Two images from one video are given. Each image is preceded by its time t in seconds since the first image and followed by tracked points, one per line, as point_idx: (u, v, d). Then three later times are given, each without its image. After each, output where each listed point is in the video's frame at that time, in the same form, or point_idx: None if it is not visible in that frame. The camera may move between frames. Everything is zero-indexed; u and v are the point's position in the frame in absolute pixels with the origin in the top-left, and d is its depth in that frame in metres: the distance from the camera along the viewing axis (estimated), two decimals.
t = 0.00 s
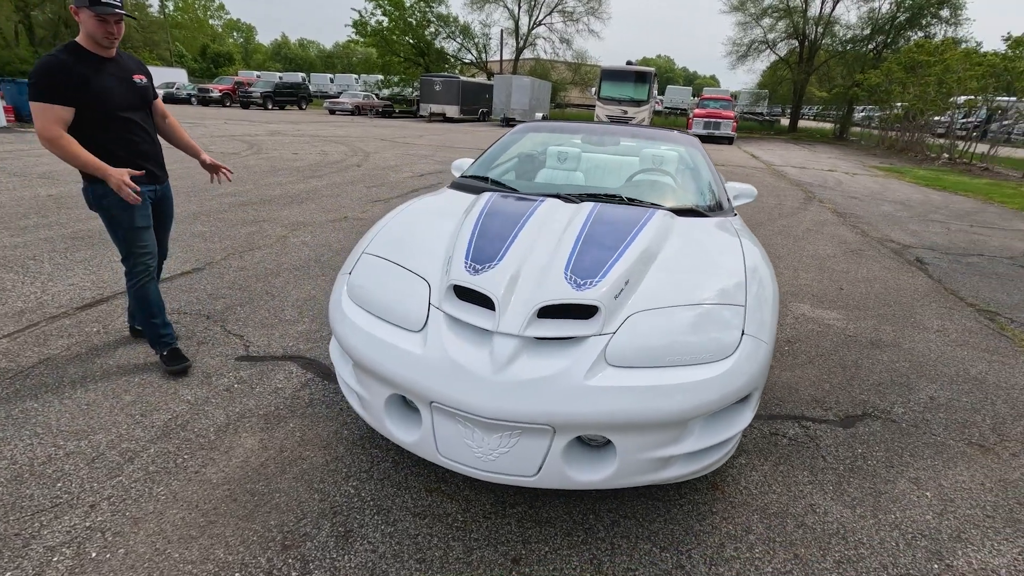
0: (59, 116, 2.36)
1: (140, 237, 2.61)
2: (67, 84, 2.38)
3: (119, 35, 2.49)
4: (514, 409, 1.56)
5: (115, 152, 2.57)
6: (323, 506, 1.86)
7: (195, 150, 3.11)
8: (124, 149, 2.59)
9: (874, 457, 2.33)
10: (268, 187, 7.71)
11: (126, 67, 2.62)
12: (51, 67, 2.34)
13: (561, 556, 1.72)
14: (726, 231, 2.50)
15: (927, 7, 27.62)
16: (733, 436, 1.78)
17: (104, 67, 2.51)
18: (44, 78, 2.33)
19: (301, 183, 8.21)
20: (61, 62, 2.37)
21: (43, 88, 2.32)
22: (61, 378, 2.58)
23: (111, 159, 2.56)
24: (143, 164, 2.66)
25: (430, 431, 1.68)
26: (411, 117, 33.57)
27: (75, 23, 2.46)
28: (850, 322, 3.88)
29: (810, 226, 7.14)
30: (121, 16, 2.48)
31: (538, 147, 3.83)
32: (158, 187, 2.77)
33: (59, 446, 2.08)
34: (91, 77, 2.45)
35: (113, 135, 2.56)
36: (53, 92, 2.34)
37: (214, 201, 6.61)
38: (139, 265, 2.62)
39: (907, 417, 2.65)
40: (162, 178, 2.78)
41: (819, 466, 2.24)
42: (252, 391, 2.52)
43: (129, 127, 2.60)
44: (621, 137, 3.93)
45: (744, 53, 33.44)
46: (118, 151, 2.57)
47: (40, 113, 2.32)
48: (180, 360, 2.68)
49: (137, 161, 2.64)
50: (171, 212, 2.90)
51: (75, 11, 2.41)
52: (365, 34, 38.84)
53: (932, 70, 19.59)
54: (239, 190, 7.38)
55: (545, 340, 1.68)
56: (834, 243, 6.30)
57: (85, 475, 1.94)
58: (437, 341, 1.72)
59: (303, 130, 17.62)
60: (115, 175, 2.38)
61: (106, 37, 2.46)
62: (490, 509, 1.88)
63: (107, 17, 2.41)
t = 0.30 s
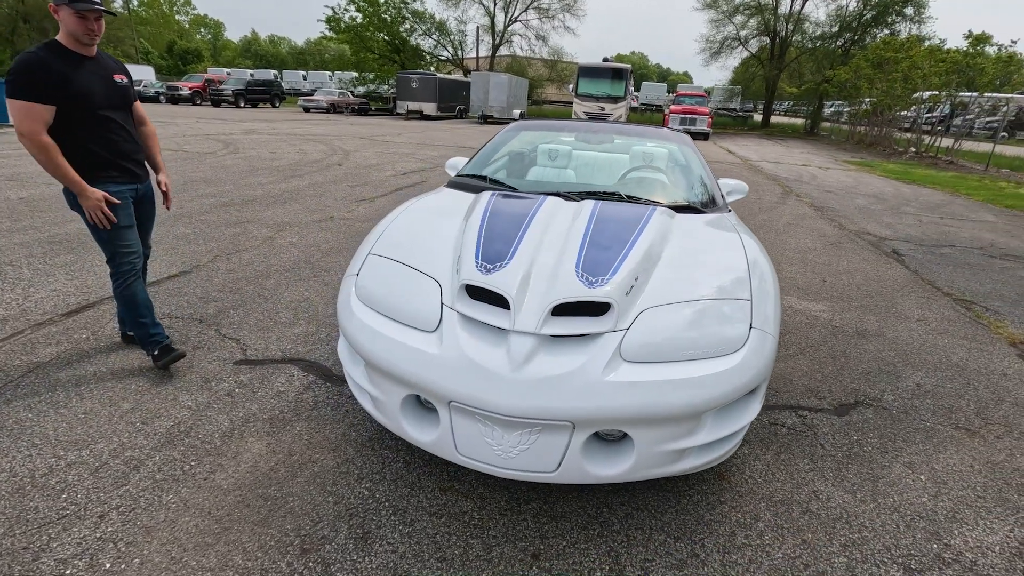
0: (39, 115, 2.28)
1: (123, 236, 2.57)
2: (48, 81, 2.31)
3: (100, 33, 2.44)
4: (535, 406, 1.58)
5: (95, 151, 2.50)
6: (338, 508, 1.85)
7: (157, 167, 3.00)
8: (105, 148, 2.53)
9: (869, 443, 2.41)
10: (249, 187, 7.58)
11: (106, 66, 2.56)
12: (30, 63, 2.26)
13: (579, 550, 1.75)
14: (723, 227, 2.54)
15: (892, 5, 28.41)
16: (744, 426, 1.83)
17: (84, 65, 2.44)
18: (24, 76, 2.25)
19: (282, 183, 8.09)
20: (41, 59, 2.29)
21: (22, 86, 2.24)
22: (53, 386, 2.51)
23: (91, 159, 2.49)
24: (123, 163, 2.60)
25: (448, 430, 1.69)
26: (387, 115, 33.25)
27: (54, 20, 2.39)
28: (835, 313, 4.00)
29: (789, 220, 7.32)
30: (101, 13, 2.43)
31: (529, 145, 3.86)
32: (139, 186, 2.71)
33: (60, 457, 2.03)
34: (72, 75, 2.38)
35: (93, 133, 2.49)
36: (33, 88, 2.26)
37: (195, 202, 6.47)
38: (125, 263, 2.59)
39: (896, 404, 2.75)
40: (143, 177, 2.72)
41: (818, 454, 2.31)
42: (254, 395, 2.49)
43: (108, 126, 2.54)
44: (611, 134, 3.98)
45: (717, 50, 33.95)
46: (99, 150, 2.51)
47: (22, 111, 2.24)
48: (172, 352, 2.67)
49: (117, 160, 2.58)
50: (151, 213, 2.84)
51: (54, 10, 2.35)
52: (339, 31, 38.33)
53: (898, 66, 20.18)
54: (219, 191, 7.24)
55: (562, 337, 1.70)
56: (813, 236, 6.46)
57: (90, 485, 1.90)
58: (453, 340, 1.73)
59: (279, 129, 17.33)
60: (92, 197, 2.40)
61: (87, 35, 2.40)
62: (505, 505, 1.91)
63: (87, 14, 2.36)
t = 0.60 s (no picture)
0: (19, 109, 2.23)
1: (105, 235, 2.51)
2: (32, 76, 2.26)
3: (87, 28, 2.39)
4: (557, 405, 1.58)
5: (77, 147, 2.44)
6: (355, 511, 1.84)
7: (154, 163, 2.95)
8: (87, 145, 2.47)
9: (876, 438, 2.44)
10: (240, 187, 7.49)
11: (94, 63, 2.50)
12: (14, 57, 2.22)
13: (599, 549, 1.75)
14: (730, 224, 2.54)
15: (877, 2, 28.72)
16: (762, 423, 1.83)
17: (72, 61, 2.39)
18: (7, 69, 2.20)
19: (275, 182, 8.00)
20: (25, 53, 2.25)
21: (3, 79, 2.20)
22: (53, 390, 2.46)
23: (73, 154, 2.44)
24: (107, 161, 2.54)
25: (467, 431, 1.68)
26: (376, 113, 33.02)
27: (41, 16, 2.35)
28: (834, 308, 4.04)
29: (783, 216, 7.38)
30: (89, 8, 2.38)
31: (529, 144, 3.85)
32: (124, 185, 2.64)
33: (66, 464, 1.99)
34: (57, 70, 2.33)
35: (76, 129, 2.44)
36: (14, 83, 2.22)
37: (186, 202, 6.38)
38: (106, 264, 2.52)
39: (899, 398, 2.79)
40: (128, 176, 2.66)
41: (827, 448, 2.34)
42: (262, 398, 2.46)
43: (92, 123, 2.48)
44: (610, 132, 3.98)
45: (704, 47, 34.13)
46: (80, 146, 2.45)
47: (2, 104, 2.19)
48: (148, 358, 2.63)
49: (101, 158, 2.52)
50: (139, 213, 2.77)
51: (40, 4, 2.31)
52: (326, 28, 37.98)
53: (884, 63, 20.41)
54: (210, 190, 7.14)
55: (581, 336, 1.70)
56: (807, 232, 6.52)
57: (100, 492, 1.87)
58: (472, 340, 1.72)
59: (267, 127, 17.14)
60: (72, 191, 2.34)
61: (74, 30, 2.35)
62: (522, 505, 1.90)
63: (75, 8, 2.31)
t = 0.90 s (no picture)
0: None
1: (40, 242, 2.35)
2: None
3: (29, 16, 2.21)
4: (573, 408, 1.54)
5: (21, 144, 2.28)
6: (360, 521, 1.77)
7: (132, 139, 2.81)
8: (33, 142, 2.30)
9: (875, 429, 2.46)
10: (216, 185, 7.27)
11: (40, 52, 2.32)
12: None
13: (612, 552, 1.72)
14: (726, 219, 2.51)
15: None
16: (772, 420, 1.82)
17: (13, 51, 2.22)
18: None
19: (251, 180, 7.79)
20: None
21: None
22: (26, 402, 2.32)
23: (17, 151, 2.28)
24: (57, 159, 2.37)
25: (478, 436, 1.63)
26: (351, 109, 32.54)
27: None
28: (822, 301, 4.08)
29: (764, 210, 7.47)
30: None
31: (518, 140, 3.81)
32: (78, 186, 2.46)
33: (47, 480, 1.88)
34: None
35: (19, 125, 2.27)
36: None
37: (160, 201, 6.16)
38: (33, 272, 2.37)
39: (893, 389, 2.82)
40: (84, 176, 2.48)
41: (828, 442, 2.35)
42: (253, 405, 2.37)
43: (39, 118, 2.30)
44: (598, 128, 3.95)
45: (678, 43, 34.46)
46: (24, 143, 2.28)
47: None
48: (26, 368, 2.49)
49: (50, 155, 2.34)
50: (101, 217, 2.60)
51: None
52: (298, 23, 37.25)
53: (853, 60, 20.86)
54: (183, 189, 6.91)
55: (593, 337, 1.66)
56: (789, 226, 6.61)
57: (86, 510, 1.76)
58: (480, 342, 1.66)
59: (239, 123, 16.73)
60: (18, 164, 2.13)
61: (14, 18, 2.17)
62: (532, 510, 1.86)
63: None
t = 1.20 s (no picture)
0: None
1: None
2: None
3: None
4: (583, 415, 1.49)
5: None
6: (361, 536, 1.70)
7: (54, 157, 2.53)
8: None
9: (868, 425, 2.48)
10: (186, 186, 7.03)
11: None
12: None
13: (622, 559, 1.68)
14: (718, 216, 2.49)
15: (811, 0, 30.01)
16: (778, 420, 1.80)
17: None
18: None
19: (224, 180, 7.56)
20: None
21: None
22: None
23: None
24: None
25: (484, 446, 1.58)
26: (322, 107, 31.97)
27: None
28: (807, 296, 4.13)
29: (743, 207, 7.57)
30: None
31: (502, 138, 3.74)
32: None
33: (18, 504, 1.75)
34: None
35: None
36: None
37: (128, 203, 5.92)
38: None
39: (882, 384, 2.86)
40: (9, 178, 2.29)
41: (825, 438, 2.36)
42: (239, 416, 2.26)
43: None
44: (582, 125, 3.91)
45: (650, 42, 34.84)
46: None
47: None
48: None
49: None
50: (37, 223, 2.41)
51: None
52: (266, 19, 36.43)
53: (820, 59, 21.36)
54: (152, 190, 6.66)
55: (600, 340, 1.62)
56: (768, 222, 6.70)
57: (63, 535, 1.65)
58: (484, 347, 1.61)
59: (208, 122, 16.27)
60: None
61: None
62: (537, 518, 1.81)
63: None
